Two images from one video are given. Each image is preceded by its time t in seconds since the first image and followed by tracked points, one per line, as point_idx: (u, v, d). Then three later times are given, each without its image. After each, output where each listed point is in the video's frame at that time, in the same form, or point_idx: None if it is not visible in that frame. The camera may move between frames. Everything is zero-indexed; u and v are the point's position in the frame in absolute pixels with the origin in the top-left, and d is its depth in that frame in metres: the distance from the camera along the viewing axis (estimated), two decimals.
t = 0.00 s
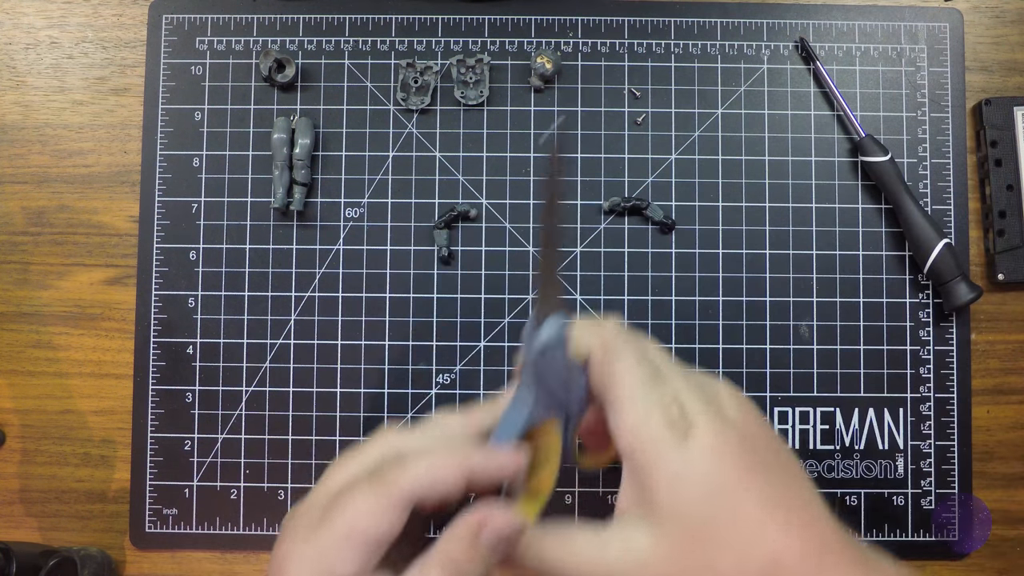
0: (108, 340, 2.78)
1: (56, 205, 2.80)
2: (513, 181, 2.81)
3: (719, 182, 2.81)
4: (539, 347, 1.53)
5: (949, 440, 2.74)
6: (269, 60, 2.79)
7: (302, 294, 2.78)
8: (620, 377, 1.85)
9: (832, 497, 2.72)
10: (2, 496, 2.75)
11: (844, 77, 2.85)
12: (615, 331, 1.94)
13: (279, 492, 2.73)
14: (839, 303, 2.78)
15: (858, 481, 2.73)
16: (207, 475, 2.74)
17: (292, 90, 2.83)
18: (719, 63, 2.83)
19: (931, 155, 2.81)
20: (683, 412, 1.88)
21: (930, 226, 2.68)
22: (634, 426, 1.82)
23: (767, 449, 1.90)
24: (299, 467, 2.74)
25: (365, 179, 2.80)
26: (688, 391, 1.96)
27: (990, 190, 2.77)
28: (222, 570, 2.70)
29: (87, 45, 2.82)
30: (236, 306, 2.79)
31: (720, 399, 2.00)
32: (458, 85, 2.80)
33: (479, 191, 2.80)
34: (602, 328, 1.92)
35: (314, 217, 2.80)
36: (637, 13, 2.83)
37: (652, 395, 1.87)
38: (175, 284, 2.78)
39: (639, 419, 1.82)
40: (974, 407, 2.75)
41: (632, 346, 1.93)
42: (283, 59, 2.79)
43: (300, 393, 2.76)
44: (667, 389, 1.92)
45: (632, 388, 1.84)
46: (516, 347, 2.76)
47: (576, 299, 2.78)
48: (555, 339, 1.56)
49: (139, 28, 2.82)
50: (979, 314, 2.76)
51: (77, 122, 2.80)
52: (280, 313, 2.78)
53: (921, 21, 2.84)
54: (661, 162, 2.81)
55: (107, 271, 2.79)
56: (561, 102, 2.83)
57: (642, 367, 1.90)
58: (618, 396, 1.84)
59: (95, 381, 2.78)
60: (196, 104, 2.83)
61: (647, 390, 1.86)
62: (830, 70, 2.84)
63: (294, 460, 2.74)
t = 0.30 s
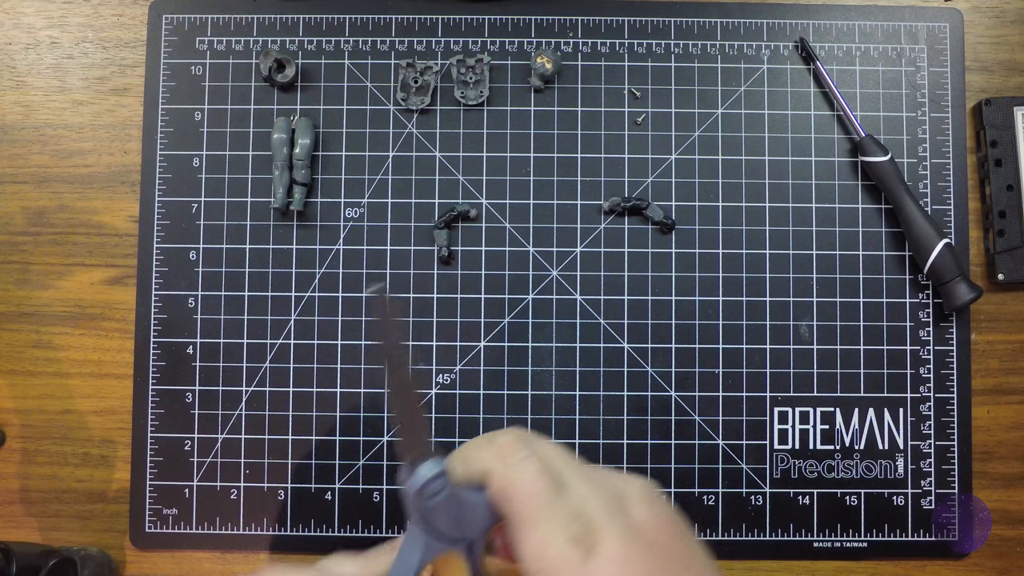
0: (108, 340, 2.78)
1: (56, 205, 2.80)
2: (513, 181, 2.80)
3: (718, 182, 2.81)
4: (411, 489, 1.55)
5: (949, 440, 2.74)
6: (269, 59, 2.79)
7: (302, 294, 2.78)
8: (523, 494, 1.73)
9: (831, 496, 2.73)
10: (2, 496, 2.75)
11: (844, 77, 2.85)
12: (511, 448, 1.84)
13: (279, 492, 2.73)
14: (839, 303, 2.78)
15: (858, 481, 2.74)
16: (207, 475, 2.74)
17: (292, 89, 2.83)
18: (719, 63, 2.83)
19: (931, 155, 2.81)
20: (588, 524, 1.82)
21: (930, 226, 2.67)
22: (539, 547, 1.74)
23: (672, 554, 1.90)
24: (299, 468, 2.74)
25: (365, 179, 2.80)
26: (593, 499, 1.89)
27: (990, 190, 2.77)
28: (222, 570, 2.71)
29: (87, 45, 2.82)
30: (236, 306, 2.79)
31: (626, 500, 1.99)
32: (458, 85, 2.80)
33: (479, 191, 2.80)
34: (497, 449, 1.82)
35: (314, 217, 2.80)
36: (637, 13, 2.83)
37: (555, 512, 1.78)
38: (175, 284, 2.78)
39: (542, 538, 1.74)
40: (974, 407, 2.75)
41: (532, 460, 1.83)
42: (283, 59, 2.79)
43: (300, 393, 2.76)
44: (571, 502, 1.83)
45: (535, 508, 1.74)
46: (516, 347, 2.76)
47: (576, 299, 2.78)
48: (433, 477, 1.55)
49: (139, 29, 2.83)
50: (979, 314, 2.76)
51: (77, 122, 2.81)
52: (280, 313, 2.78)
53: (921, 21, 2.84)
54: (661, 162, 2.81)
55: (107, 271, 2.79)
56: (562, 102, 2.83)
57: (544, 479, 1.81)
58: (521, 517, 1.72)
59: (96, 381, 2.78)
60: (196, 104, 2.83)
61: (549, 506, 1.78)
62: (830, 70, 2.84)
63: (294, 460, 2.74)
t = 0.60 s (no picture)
0: (108, 340, 2.78)
1: (56, 205, 2.80)
2: (513, 181, 2.80)
3: (718, 182, 2.81)
4: (337, 517, 1.71)
5: (949, 440, 2.74)
6: (269, 59, 2.78)
7: (302, 295, 2.78)
8: (451, 525, 1.89)
9: (831, 496, 2.73)
10: (2, 496, 2.75)
11: (845, 77, 2.85)
12: (442, 477, 1.97)
13: (279, 492, 2.73)
14: (839, 303, 2.78)
15: (858, 481, 2.74)
16: (207, 475, 2.74)
17: (292, 89, 2.83)
18: (719, 63, 2.83)
19: (931, 155, 2.81)
20: (517, 552, 1.92)
21: (931, 226, 2.67)
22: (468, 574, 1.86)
23: None
24: (299, 468, 2.74)
25: (365, 179, 2.80)
26: (524, 528, 1.97)
27: (990, 190, 2.77)
28: (222, 570, 2.71)
29: (87, 45, 2.81)
30: (236, 306, 2.79)
31: (558, 529, 2.04)
32: (458, 85, 2.80)
33: (479, 191, 2.80)
34: (428, 480, 1.96)
35: (314, 217, 2.80)
36: (637, 13, 2.83)
37: (484, 542, 1.90)
38: (175, 284, 2.78)
39: (471, 566, 1.87)
40: (974, 407, 2.75)
41: (462, 490, 1.96)
42: (283, 59, 2.79)
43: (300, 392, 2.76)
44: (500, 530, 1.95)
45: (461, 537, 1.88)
46: (516, 346, 2.76)
47: (576, 299, 2.78)
48: (356, 503, 1.72)
49: (139, 29, 2.83)
50: (979, 314, 2.76)
51: (77, 122, 2.81)
52: (280, 313, 2.78)
53: (921, 21, 2.84)
54: (661, 162, 2.81)
55: (107, 271, 2.79)
56: (562, 102, 2.83)
57: (473, 510, 1.92)
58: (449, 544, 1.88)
59: (96, 381, 2.78)
60: (196, 104, 2.83)
61: (478, 535, 1.90)
62: (830, 70, 2.84)
63: (294, 460, 2.74)
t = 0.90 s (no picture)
0: (108, 340, 2.78)
1: (56, 205, 2.80)
2: (513, 181, 2.80)
3: (718, 182, 2.81)
4: (305, 502, 1.51)
5: (949, 440, 2.74)
6: (269, 60, 2.78)
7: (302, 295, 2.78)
8: (445, 539, 1.95)
9: (831, 496, 2.73)
10: (2, 496, 2.75)
11: (845, 77, 2.85)
12: (424, 506, 2.05)
13: (279, 492, 2.72)
14: (839, 303, 2.78)
15: (858, 481, 2.74)
16: (207, 475, 2.74)
17: (292, 90, 2.83)
18: (718, 63, 2.83)
19: (931, 155, 2.81)
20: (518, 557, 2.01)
21: (931, 226, 2.67)
22: None
23: None
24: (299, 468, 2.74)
25: (365, 179, 2.80)
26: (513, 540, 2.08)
27: (990, 190, 2.77)
28: (222, 570, 2.70)
29: (87, 45, 2.82)
30: (236, 306, 2.79)
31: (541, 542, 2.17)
32: (458, 85, 2.80)
33: (479, 191, 2.80)
34: (411, 509, 2.03)
35: (314, 217, 2.80)
36: (637, 13, 2.83)
37: (483, 553, 1.97)
38: (175, 285, 2.78)
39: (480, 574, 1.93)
40: (974, 407, 2.75)
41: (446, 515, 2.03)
42: (283, 59, 2.79)
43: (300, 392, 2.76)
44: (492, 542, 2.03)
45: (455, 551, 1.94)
46: (516, 346, 2.76)
47: (576, 299, 2.78)
48: (328, 497, 1.52)
49: (139, 29, 2.83)
50: (979, 314, 2.76)
51: (77, 122, 2.81)
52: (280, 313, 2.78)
53: (921, 21, 2.83)
54: (661, 162, 2.81)
55: (107, 271, 2.79)
56: (561, 102, 2.83)
57: (461, 529, 2.00)
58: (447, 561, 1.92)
59: (95, 381, 2.78)
60: (196, 104, 2.83)
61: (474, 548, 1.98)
62: (830, 70, 2.84)
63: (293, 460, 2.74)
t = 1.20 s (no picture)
0: (108, 340, 2.78)
1: (56, 205, 2.80)
2: (513, 182, 2.80)
3: (719, 182, 2.81)
4: (407, 468, 1.50)
5: (949, 440, 2.74)
6: (269, 60, 2.78)
7: (302, 295, 2.78)
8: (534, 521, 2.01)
9: (832, 496, 2.73)
10: (2, 496, 2.75)
11: (845, 77, 2.85)
12: (507, 483, 2.09)
13: (279, 492, 2.72)
14: (839, 303, 2.78)
15: (858, 481, 2.74)
16: (207, 475, 2.74)
17: (292, 89, 2.83)
18: (719, 63, 2.83)
19: (931, 155, 2.81)
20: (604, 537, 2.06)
21: (930, 226, 2.67)
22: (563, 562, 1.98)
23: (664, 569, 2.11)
24: (299, 468, 2.74)
25: (365, 179, 2.80)
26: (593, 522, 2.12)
27: (990, 190, 2.77)
28: (222, 570, 2.70)
29: (87, 45, 2.81)
30: (236, 306, 2.79)
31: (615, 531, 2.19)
32: (458, 85, 2.80)
33: (479, 191, 2.80)
34: (496, 486, 2.07)
35: (314, 217, 2.80)
36: (637, 13, 2.82)
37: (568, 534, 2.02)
38: (175, 285, 2.78)
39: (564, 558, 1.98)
40: (974, 407, 2.75)
41: (528, 493, 2.08)
42: (283, 59, 2.79)
43: (299, 393, 2.76)
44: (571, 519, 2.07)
45: (539, 528, 2.00)
46: (516, 346, 2.76)
47: (576, 299, 2.78)
48: (430, 465, 1.50)
49: (139, 28, 2.83)
50: (979, 314, 2.76)
51: (77, 122, 2.80)
52: (280, 313, 2.78)
53: (921, 21, 2.84)
54: (661, 162, 2.81)
55: (107, 272, 2.79)
56: (561, 102, 2.83)
57: (545, 508, 2.05)
58: (529, 537, 1.99)
59: (95, 381, 2.78)
60: (196, 104, 2.83)
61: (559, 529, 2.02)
62: (830, 70, 2.84)
63: (294, 460, 2.74)
